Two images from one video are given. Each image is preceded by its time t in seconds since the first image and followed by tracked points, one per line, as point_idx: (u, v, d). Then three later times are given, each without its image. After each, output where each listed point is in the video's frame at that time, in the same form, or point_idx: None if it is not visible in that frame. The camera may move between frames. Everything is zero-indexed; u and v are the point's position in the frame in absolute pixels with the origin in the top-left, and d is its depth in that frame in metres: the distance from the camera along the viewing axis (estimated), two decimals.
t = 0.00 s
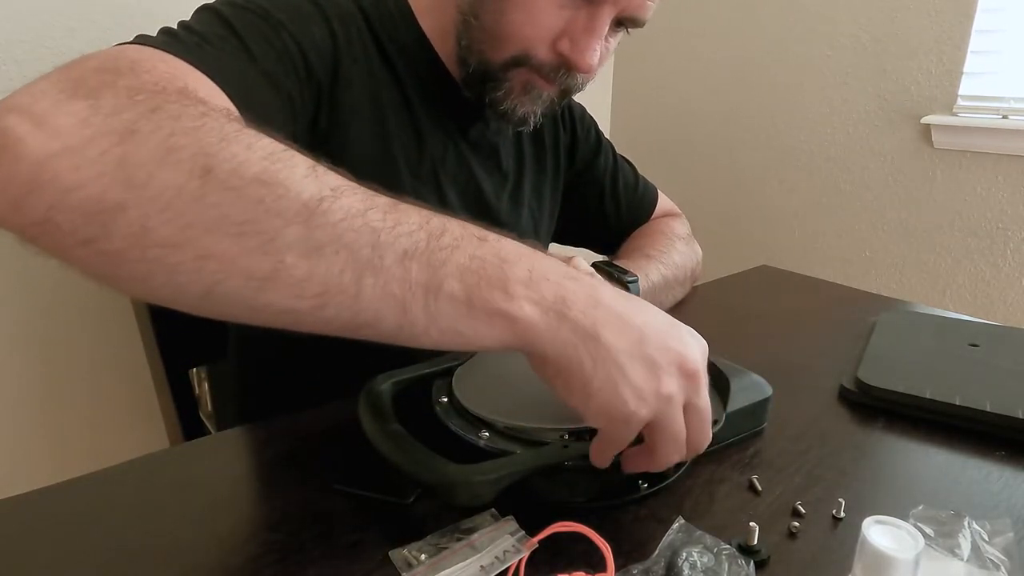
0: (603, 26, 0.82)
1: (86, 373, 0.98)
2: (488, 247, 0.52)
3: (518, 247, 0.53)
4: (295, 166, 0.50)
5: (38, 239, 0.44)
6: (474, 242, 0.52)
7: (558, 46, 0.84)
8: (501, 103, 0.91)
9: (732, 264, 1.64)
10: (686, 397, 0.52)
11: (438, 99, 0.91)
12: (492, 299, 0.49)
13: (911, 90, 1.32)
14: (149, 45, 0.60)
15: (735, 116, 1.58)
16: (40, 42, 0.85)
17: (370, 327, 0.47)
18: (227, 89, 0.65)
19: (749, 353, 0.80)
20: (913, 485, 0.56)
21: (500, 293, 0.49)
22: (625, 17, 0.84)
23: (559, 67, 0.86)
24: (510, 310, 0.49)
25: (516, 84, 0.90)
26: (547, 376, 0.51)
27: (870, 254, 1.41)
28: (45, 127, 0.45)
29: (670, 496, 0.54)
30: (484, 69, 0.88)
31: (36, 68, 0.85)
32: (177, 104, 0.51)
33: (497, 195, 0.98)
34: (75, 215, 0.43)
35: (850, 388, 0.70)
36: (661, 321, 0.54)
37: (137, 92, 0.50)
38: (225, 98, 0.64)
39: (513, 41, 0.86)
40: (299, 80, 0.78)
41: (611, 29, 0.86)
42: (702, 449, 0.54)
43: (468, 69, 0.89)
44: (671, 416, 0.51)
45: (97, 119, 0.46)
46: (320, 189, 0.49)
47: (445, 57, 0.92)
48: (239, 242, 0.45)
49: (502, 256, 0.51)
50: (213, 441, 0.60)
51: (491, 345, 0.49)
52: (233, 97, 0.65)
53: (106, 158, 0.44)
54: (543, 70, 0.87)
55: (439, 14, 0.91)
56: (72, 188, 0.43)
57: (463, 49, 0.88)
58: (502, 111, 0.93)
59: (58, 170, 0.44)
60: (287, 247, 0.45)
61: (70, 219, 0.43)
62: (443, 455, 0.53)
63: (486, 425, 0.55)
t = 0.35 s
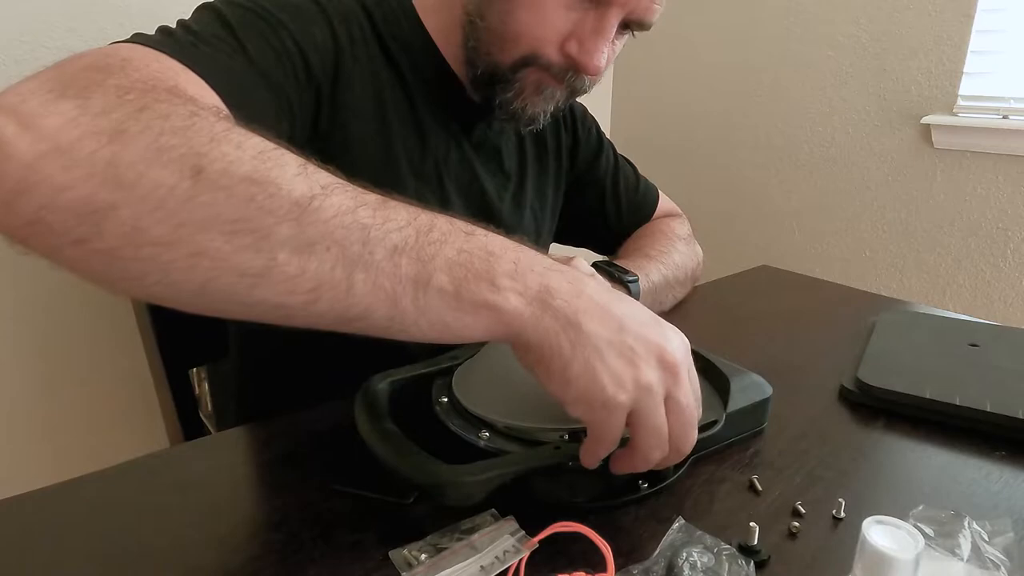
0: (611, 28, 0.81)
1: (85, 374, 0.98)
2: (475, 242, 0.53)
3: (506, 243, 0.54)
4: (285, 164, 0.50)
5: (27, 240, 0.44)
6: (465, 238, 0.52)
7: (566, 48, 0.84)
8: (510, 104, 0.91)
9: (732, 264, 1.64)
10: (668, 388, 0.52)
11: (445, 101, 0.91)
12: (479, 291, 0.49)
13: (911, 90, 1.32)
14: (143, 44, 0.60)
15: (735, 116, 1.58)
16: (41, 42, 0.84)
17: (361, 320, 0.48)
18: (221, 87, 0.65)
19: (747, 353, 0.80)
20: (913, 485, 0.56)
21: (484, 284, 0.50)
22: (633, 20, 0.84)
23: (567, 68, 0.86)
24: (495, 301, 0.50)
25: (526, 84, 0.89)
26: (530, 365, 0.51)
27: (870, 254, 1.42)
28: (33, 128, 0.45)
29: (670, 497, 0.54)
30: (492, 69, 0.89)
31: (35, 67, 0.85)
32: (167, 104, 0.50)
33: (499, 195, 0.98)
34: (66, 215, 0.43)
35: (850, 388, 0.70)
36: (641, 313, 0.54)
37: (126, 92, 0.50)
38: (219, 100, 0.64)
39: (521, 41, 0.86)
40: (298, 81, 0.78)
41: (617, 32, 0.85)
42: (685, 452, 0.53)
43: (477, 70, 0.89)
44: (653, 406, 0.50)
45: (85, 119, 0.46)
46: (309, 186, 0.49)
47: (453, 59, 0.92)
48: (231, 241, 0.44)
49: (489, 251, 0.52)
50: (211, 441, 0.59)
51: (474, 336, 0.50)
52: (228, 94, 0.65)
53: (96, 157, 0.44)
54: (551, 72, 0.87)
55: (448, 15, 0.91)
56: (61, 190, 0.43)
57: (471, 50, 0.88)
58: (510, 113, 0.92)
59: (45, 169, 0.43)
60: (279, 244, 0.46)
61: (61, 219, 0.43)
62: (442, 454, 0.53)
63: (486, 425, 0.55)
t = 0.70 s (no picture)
0: (620, 32, 0.82)
1: (85, 375, 0.98)
2: (458, 267, 0.52)
3: (489, 268, 0.54)
4: (273, 187, 0.50)
5: (19, 250, 0.44)
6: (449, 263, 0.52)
7: (576, 50, 0.84)
8: (517, 106, 0.91)
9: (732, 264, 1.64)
10: (662, 389, 0.52)
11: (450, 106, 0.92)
12: (462, 313, 0.49)
13: (911, 90, 1.32)
14: (140, 50, 0.60)
15: (735, 117, 1.58)
16: (41, 44, 0.84)
17: (342, 341, 0.47)
18: (213, 94, 0.65)
19: (747, 354, 0.80)
20: (913, 485, 0.56)
21: (467, 304, 0.49)
22: (642, 25, 0.84)
23: (576, 70, 0.86)
24: (479, 325, 0.49)
25: (533, 86, 0.89)
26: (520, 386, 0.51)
27: (870, 254, 1.42)
28: (26, 140, 0.45)
29: (671, 497, 0.54)
30: (499, 70, 0.88)
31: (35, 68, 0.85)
32: (160, 120, 0.50)
33: (501, 196, 0.98)
34: (55, 233, 0.43)
35: (850, 388, 0.70)
36: (620, 321, 0.54)
37: (118, 105, 0.50)
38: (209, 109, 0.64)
39: (530, 43, 0.86)
40: (298, 85, 0.78)
41: (625, 36, 0.86)
42: (696, 442, 0.53)
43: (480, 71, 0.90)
44: (649, 409, 0.51)
45: (77, 134, 0.46)
46: (297, 209, 0.49)
47: (459, 61, 0.91)
48: (215, 262, 0.45)
49: (471, 275, 0.52)
50: (210, 442, 0.59)
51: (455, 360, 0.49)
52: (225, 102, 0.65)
53: (86, 175, 0.44)
54: (557, 79, 0.88)
55: (454, 17, 0.90)
56: (51, 208, 0.43)
57: (478, 51, 0.88)
58: (516, 116, 0.92)
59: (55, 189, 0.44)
60: (264, 265, 0.46)
61: (51, 235, 0.43)
62: (443, 454, 0.53)
63: (487, 425, 0.55)
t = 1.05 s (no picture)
0: None
1: (85, 375, 0.98)
2: (506, 253, 0.51)
3: (537, 251, 0.53)
4: (316, 180, 0.49)
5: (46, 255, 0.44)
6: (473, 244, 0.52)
7: (555, 19, 0.85)
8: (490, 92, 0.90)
9: (732, 264, 1.64)
10: (676, 429, 0.51)
11: (445, 104, 0.92)
12: (509, 305, 0.48)
13: (911, 89, 1.32)
14: (160, 56, 0.59)
15: (735, 117, 1.58)
16: (40, 44, 0.84)
17: (392, 337, 0.47)
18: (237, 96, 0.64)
19: (747, 353, 0.80)
20: (912, 485, 0.56)
21: (517, 302, 0.49)
22: None
23: (555, 42, 0.86)
24: (524, 315, 0.48)
25: (505, 71, 0.89)
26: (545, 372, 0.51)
27: (871, 254, 1.41)
28: (59, 152, 0.44)
29: (671, 497, 0.54)
30: (477, 55, 0.89)
31: (35, 69, 0.85)
32: (196, 125, 0.50)
33: (500, 195, 0.99)
34: (106, 244, 0.43)
35: (850, 388, 0.70)
36: (670, 349, 0.52)
37: (157, 115, 0.49)
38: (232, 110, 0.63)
39: (507, 22, 0.87)
40: (309, 85, 0.78)
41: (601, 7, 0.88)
42: (687, 489, 0.53)
43: (463, 55, 0.89)
44: (656, 443, 0.50)
45: (120, 145, 0.46)
46: (341, 204, 0.49)
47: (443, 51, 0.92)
48: (264, 263, 0.45)
49: (522, 260, 0.51)
50: (211, 442, 0.59)
51: (504, 349, 0.49)
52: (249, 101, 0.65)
53: (133, 183, 0.44)
54: (538, 54, 0.89)
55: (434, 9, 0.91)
56: (99, 220, 0.43)
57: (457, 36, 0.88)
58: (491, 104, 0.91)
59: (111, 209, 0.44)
60: (313, 264, 0.45)
61: (101, 247, 0.43)
62: (443, 454, 0.53)
63: (486, 425, 0.55)
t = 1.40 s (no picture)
0: None
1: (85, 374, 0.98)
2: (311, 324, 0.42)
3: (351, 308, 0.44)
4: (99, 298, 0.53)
5: None
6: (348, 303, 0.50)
7: None
8: (446, 54, 0.84)
9: (732, 264, 1.64)
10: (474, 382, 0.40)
11: (412, 103, 0.87)
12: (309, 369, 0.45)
13: (910, 90, 1.32)
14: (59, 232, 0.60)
15: (734, 118, 1.58)
16: (40, 43, 0.84)
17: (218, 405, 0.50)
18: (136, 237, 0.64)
19: (748, 354, 0.80)
20: (912, 485, 0.56)
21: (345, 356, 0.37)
22: None
23: None
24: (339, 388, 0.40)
25: (455, 27, 0.85)
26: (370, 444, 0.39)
27: (871, 254, 1.41)
28: None
29: (671, 496, 0.54)
30: (424, 20, 0.84)
31: (35, 68, 0.84)
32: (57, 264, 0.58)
33: (494, 201, 0.94)
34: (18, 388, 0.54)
35: (850, 388, 0.70)
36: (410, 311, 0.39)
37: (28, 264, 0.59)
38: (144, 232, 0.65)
39: None
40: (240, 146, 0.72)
41: None
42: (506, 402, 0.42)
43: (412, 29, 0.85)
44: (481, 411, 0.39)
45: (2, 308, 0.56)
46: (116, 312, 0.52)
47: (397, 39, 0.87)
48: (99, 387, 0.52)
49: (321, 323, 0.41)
50: (210, 442, 0.59)
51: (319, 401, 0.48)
52: (135, 227, 0.64)
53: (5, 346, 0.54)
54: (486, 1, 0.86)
55: None
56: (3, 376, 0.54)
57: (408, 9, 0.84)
58: (454, 71, 0.86)
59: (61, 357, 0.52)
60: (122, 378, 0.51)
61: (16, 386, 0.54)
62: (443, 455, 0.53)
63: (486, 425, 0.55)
